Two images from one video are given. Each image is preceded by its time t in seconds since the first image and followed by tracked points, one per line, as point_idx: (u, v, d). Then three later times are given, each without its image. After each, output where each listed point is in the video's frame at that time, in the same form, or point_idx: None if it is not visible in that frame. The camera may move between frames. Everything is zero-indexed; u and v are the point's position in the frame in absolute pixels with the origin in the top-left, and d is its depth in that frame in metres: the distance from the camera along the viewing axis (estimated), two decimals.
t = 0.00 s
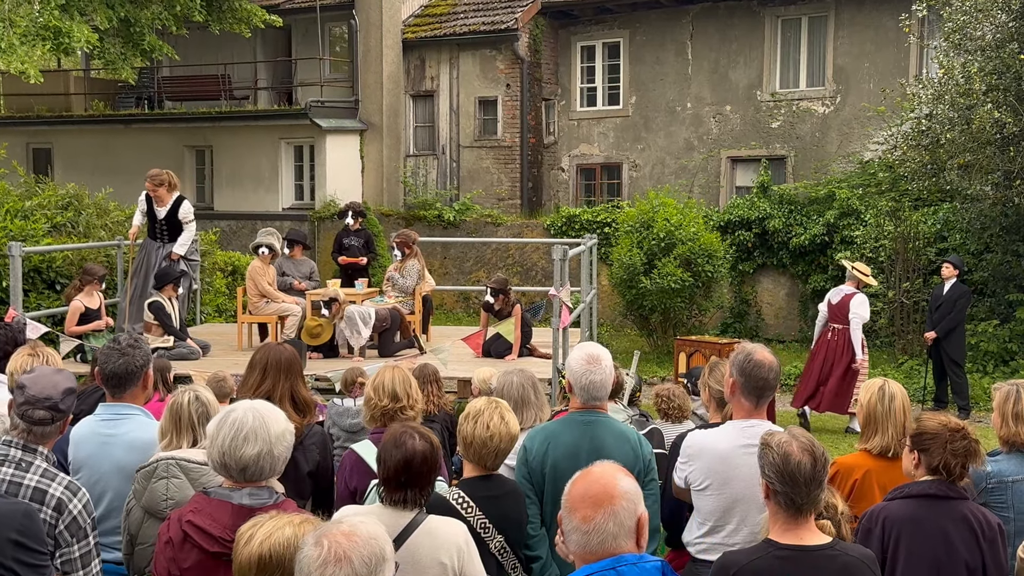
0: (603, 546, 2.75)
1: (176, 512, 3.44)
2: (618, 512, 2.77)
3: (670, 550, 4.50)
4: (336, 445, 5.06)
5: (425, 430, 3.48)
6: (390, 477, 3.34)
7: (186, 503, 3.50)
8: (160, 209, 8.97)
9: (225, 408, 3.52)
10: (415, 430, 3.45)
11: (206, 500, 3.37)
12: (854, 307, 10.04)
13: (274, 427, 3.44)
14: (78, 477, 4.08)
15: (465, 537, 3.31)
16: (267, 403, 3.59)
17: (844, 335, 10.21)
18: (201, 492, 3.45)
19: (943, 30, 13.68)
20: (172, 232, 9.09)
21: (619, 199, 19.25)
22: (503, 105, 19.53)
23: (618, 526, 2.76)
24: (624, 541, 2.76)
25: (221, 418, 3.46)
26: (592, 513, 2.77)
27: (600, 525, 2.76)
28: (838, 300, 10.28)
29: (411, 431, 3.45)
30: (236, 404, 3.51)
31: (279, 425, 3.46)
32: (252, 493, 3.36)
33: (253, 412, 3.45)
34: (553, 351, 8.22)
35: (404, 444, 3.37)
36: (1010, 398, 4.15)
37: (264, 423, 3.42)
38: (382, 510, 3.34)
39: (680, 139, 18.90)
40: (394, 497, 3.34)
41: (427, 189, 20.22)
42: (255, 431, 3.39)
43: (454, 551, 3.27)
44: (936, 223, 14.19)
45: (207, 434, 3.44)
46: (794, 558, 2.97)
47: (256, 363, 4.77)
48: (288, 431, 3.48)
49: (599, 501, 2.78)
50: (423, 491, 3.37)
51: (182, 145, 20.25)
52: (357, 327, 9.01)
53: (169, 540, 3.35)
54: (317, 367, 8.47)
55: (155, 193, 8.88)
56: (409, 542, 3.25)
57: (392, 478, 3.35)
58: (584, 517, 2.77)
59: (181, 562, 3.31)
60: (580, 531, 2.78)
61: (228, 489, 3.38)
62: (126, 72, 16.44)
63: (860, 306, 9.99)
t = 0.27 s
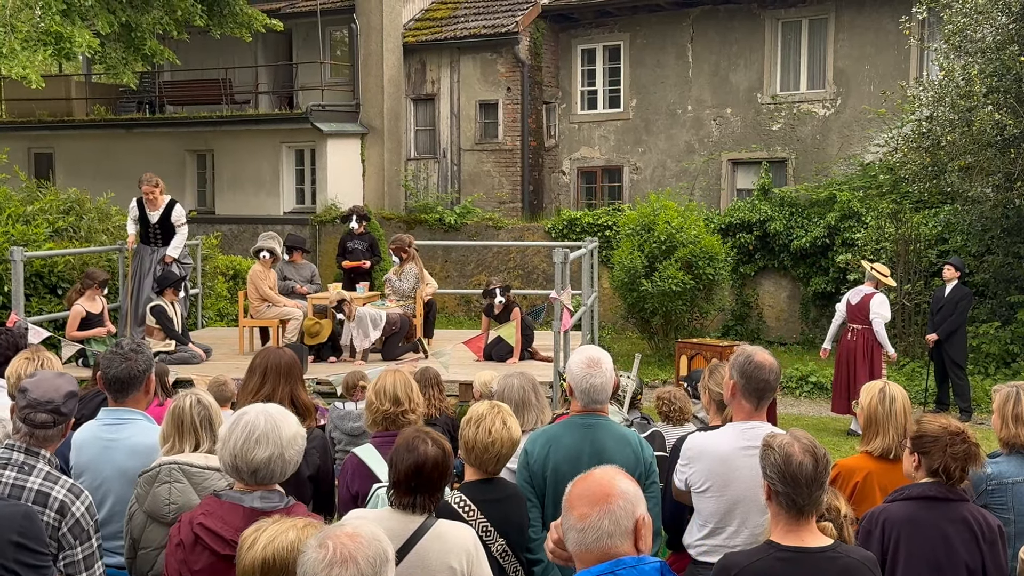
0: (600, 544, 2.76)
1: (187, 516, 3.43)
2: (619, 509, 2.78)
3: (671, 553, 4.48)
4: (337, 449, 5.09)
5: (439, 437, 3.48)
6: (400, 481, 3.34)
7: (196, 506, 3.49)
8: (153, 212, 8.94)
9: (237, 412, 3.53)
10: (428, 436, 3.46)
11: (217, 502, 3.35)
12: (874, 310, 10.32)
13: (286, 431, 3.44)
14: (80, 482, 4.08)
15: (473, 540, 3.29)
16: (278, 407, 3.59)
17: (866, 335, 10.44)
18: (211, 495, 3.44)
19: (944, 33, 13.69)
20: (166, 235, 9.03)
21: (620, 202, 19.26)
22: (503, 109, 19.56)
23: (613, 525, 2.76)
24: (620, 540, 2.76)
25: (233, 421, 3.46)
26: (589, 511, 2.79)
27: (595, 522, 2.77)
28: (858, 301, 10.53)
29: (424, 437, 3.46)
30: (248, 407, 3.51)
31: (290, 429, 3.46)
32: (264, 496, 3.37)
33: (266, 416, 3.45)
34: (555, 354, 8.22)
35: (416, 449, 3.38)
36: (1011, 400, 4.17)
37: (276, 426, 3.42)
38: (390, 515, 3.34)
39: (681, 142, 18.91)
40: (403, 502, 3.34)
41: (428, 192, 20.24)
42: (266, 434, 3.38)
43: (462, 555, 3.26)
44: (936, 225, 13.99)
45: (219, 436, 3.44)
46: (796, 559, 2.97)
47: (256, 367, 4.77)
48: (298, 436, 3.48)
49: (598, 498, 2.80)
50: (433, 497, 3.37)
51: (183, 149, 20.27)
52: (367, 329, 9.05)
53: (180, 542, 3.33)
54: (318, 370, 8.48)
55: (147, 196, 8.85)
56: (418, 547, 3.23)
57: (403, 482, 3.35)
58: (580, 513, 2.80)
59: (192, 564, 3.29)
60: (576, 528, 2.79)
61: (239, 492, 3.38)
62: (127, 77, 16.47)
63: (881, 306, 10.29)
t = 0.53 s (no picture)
0: (606, 548, 2.75)
1: (199, 516, 3.42)
2: (627, 511, 2.79)
3: (672, 557, 4.48)
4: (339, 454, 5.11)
5: (457, 444, 3.48)
6: (418, 486, 3.34)
7: (207, 509, 3.48)
8: (153, 213, 9.00)
9: (251, 416, 3.54)
10: (445, 443, 3.46)
11: (229, 505, 3.35)
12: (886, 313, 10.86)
13: (300, 436, 3.45)
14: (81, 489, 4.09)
15: (490, 547, 3.31)
16: (291, 411, 3.60)
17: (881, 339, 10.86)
18: (223, 498, 3.43)
19: (944, 37, 13.70)
20: (168, 234, 9.14)
21: (621, 207, 19.27)
22: (504, 114, 19.59)
23: (620, 529, 2.76)
24: (627, 543, 2.76)
25: (248, 426, 3.47)
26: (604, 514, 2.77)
27: (601, 527, 2.77)
28: (875, 308, 10.97)
29: (442, 444, 3.46)
30: (262, 411, 3.52)
31: (304, 433, 3.48)
32: (276, 500, 3.36)
33: (280, 420, 3.46)
34: (555, 359, 8.23)
35: (434, 455, 3.37)
36: (1010, 404, 4.16)
37: (290, 431, 3.44)
38: (407, 519, 3.33)
39: (681, 147, 18.92)
40: (421, 507, 3.34)
41: (429, 197, 20.26)
42: (281, 439, 3.39)
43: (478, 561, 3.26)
44: (937, 230, 13.97)
45: (232, 440, 3.45)
46: (797, 564, 2.97)
47: (255, 372, 4.77)
48: (312, 441, 3.49)
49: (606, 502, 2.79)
50: (452, 503, 3.36)
51: (184, 155, 20.29)
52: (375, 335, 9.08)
53: (191, 543, 3.33)
54: (319, 375, 8.49)
55: (147, 195, 8.93)
56: (434, 551, 3.23)
57: (420, 488, 3.34)
58: (586, 516, 2.79)
59: (203, 565, 3.30)
60: (585, 531, 2.77)
61: (251, 495, 3.37)
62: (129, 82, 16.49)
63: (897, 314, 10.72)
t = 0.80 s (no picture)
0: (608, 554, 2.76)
1: (205, 518, 3.42)
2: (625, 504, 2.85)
3: (672, 560, 4.48)
4: (339, 458, 5.10)
5: (476, 448, 3.47)
6: (441, 492, 3.32)
7: (214, 511, 3.48)
8: (159, 216, 9.01)
9: (259, 419, 3.54)
10: (467, 447, 3.43)
11: (236, 507, 3.34)
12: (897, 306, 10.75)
13: (309, 439, 3.46)
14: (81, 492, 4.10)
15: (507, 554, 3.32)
16: (299, 414, 3.60)
17: (898, 344, 10.75)
18: (230, 500, 3.43)
19: (943, 41, 13.71)
20: (173, 236, 9.18)
21: (621, 210, 19.28)
22: (504, 117, 19.60)
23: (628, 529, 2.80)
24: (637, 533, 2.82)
25: (257, 430, 3.47)
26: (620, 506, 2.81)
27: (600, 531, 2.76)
28: (895, 309, 10.82)
29: (464, 448, 3.43)
30: (271, 414, 3.53)
31: (313, 438, 3.49)
32: (283, 502, 3.36)
33: (289, 424, 3.47)
34: (556, 363, 8.23)
35: (458, 460, 3.35)
36: (1009, 407, 4.15)
37: (299, 435, 3.45)
38: (427, 521, 3.33)
39: (681, 150, 18.93)
40: (444, 511, 3.33)
41: (429, 201, 20.26)
42: (291, 443, 3.40)
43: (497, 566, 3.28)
44: (937, 232, 13.97)
45: (242, 445, 3.45)
46: (798, 567, 2.97)
47: (256, 376, 4.77)
48: (319, 445, 3.51)
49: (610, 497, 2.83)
50: (474, 508, 3.36)
51: (185, 158, 20.30)
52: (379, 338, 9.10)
53: (197, 545, 3.34)
54: (320, 378, 8.49)
55: (152, 199, 8.91)
56: (455, 554, 3.25)
57: (443, 493, 3.33)
58: (602, 512, 2.79)
59: (210, 567, 3.31)
60: (607, 528, 2.76)
61: (258, 497, 3.37)
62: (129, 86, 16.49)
63: (914, 313, 10.51)
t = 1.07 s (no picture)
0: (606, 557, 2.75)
1: (205, 518, 3.41)
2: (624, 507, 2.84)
3: (672, 561, 4.47)
4: (338, 458, 5.09)
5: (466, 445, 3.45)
6: (436, 493, 3.31)
7: (214, 510, 3.47)
8: (171, 216, 9.02)
9: (257, 421, 3.53)
10: (457, 444, 3.42)
11: (237, 507, 3.34)
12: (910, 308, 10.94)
13: (309, 440, 3.46)
14: (81, 491, 4.09)
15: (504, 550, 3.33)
16: (297, 415, 3.60)
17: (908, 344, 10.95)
18: (229, 500, 3.42)
19: (942, 41, 13.72)
20: (184, 237, 9.18)
21: (621, 211, 19.27)
22: (504, 118, 19.60)
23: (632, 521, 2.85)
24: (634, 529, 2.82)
25: (256, 432, 3.46)
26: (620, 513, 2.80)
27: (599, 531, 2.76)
28: (907, 309, 10.98)
29: (453, 446, 3.41)
30: (270, 415, 3.52)
31: (313, 438, 3.49)
32: (283, 502, 3.36)
33: (288, 425, 3.46)
34: (555, 363, 8.23)
35: (450, 459, 3.34)
36: (1009, 407, 4.14)
37: (299, 436, 3.44)
38: (422, 521, 3.33)
39: (680, 151, 18.93)
40: (440, 512, 3.33)
41: (429, 201, 20.26)
42: (292, 445, 3.40)
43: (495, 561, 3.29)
44: (936, 233, 13.97)
45: (242, 447, 3.44)
46: (798, 568, 2.97)
47: (256, 376, 4.77)
48: (319, 445, 3.51)
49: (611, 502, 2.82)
50: (468, 505, 3.36)
51: (183, 159, 20.28)
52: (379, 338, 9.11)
53: (197, 545, 3.33)
54: (319, 379, 8.48)
55: (163, 197, 8.94)
56: (450, 553, 3.25)
57: (437, 494, 3.32)
58: (601, 520, 2.77)
59: (210, 568, 3.30)
60: (608, 537, 2.75)
61: (259, 497, 3.37)
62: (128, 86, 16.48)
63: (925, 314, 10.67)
